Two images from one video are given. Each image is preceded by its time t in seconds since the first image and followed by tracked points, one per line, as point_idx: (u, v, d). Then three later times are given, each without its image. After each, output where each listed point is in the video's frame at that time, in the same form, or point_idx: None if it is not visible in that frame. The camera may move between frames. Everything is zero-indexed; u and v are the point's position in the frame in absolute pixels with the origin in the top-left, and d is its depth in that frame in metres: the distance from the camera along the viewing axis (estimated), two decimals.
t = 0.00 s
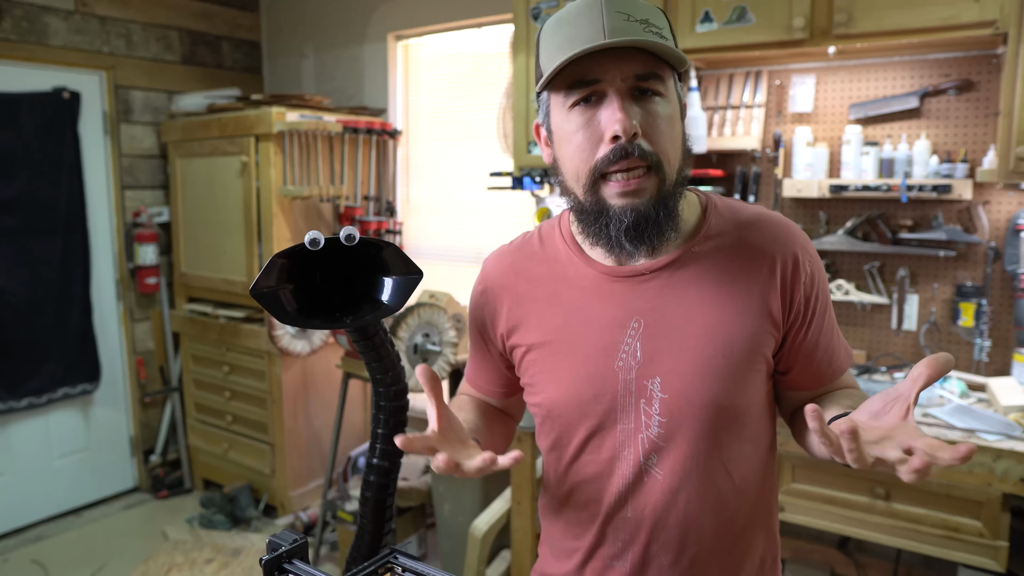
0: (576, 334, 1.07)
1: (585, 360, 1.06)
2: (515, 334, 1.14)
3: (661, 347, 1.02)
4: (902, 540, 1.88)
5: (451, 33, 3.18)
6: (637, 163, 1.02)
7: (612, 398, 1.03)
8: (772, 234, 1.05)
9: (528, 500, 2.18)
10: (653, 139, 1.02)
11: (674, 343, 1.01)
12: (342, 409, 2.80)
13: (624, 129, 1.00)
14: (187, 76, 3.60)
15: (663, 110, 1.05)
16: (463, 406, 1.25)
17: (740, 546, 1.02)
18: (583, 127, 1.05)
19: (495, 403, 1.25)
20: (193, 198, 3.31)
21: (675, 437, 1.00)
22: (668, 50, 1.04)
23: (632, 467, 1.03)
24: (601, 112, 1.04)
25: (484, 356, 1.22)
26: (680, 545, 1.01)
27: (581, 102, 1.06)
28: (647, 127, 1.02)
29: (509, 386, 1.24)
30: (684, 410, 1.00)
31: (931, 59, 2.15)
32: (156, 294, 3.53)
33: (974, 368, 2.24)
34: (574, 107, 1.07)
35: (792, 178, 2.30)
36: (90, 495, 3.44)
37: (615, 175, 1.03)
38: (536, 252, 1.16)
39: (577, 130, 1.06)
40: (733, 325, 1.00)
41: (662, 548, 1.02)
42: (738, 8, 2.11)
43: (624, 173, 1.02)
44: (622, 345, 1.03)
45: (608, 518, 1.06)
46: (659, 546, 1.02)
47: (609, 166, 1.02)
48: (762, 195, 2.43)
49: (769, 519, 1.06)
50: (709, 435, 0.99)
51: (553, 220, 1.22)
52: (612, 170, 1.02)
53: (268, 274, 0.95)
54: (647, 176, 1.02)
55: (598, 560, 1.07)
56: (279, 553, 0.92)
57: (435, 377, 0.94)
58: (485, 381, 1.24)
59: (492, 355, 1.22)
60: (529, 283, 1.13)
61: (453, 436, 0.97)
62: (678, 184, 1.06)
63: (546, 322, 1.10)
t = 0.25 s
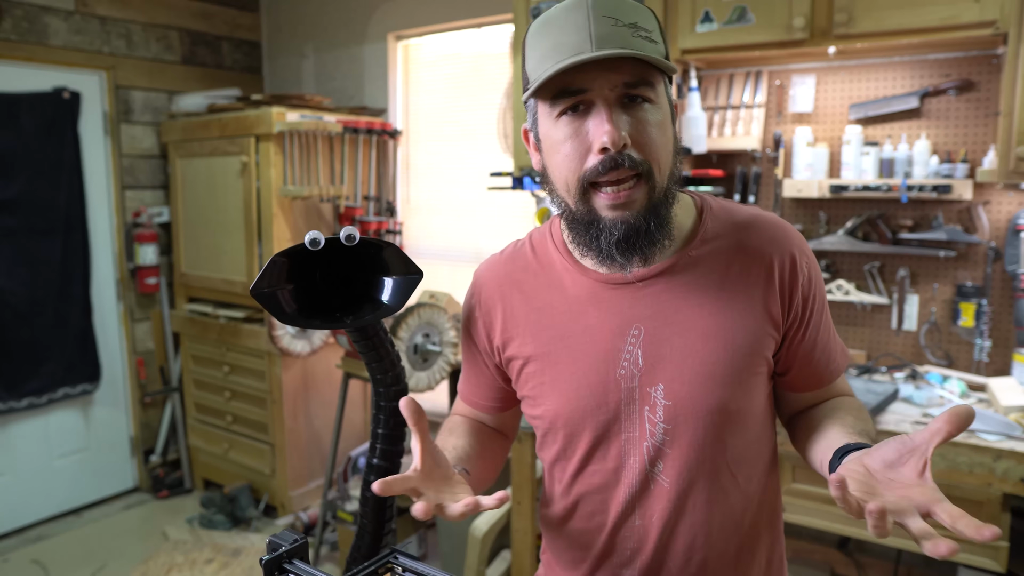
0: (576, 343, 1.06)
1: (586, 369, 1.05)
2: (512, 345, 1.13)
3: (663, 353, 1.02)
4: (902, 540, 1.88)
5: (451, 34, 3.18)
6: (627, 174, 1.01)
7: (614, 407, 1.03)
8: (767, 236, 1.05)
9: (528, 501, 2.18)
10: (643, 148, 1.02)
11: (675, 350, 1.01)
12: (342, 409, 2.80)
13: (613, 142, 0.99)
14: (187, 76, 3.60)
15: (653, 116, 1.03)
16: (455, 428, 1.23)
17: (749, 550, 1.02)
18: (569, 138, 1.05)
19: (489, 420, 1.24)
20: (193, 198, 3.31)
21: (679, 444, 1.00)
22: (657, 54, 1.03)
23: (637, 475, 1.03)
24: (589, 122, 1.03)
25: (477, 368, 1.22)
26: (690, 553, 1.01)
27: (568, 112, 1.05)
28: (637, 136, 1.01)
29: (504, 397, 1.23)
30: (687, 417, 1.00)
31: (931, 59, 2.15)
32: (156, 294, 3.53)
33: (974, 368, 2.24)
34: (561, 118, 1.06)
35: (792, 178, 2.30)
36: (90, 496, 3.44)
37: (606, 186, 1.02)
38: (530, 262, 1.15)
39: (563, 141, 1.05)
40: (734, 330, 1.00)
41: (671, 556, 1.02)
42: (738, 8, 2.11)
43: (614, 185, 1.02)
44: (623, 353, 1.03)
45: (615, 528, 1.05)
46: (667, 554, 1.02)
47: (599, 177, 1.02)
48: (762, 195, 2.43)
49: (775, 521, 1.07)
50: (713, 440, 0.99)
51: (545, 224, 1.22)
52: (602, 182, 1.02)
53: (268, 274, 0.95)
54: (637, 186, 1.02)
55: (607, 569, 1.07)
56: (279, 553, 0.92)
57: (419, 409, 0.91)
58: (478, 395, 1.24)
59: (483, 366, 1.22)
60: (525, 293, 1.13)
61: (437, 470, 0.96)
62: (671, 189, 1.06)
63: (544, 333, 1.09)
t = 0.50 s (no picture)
0: (574, 336, 1.07)
1: (585, 362, 1.05)
2: (511, 338, 1.13)
3: (662, 347, 1.02)
4: (902, 540, 1.88)
5: (451, 34, 3.18)
6: (628, 162, 1.01)
7: (612, 401, 1.03)
8: (768, 234, 1.05)
9: (529, 501, 2.18)
10: (644, 138, 1.02)
11: (674, 344, 1.01)
12: (342, 410, 2.80)
13: (612, 133, 1.00)
14: (187, 76, 3.60)
15: (655, 109, 1.04)
16: (463, 441, 1.18)
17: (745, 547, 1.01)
18: (573, 128, 1.05)
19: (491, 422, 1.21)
20: (193, 198, 3.31)
21: (675, 440, 1.00)
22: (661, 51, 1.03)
23: (633, 468, 1.03)
24: (591, 113, 1.04)
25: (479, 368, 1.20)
26: (682, 547, 1.02)
27: (570, 102, 1.06)
28: (637, 128, 1.02)
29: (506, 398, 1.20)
30: (686, 412, 1.00)
31: (931, 59, 2.16)
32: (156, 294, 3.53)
33: (975, 368, 2.24)
34: (564, 109, 1.07)
35: (792, 178, 2.30)
36: (90, 496, 3.44)
37: (606, 176, 1.03)
38: (533, 255, 1.15)
39: (567, 131, 1.06)
40: (734, 325, 1.00)
41: (665, 551, 1.02)
42: (739, 8, 2.11)
43: (616, 172, 1.02)
44: (622, 346, 1.03)
45: (609, 521, 1.05)
46: (660, 549, 1.02)
47: (601, 165, 1.02)
48: (762, 196, 2.43)
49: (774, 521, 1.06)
50: (710, 437, 0.99)
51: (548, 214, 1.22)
52: (605, 169, 1.02)
53: (269, 274, 0.95)
54: (638, 174, 1.02)
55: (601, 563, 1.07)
56: (280, 552, 0.92)
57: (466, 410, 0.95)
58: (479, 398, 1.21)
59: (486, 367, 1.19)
60: (526, 286, 1.13)
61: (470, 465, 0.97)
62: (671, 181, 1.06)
63: (543, 325, 1.09)
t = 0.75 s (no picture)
0: (576, 321, 1.08)
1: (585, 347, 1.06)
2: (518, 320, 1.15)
3: (661, 339, 1.02)
4: (903, 540, 1.88)
5: (451, 34, 3.18)
6: (622, 158, 1.01)
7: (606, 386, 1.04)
8: (783, 237, 1.02)
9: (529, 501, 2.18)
10: (642, 136, 1.01)
11: (674, 337, 1.01)
12: (342, 410, 2.79)
13: (607, 129, 1.00)
14: (188, 76, 3.59)
15: (658, 107, 1.02)
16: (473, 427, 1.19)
17: (726, 548, 1.00)
18: (577, 124, 1.06)
19: (498, 413, 1.19)
20: (194, 199, 3.31)
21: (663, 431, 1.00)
22: (669, 50, 1.01)
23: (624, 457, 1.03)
24: (592, 110, 1.04)
25: (491, 355, 1.19)
26: (661, 540, 1.00)
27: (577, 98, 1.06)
28: (636, 125, 1.01)
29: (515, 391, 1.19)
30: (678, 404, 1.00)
31: (932, 60, 2.16)
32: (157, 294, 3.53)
33: (975, 369, 2.24)
34: (572, 106, 1.07)
35: (793, 178, 2.30)
36: (90, 496, 3.44)
37: (603, 172, 1.03)
38: (552, 240, 1.18)
39: (573, 126, 1.06)
40: (736, 322, 0.98)
41: (642, 543, 1.01)
42: (740, 8, 2.11)
43: (613, 167, 1.02)
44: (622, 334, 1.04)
45: (591, 508, 1.05)
46: (637, 541, 1.01)
47: (598, 159, 1.02)
48: (762, 196, 2.43)
49: (760, 529, 1.04)
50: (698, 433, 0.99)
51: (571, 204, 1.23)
52: (602, 164, 1.02)
53: (271, 275, 0.94)
54: (634, 171, 1.01)
55: (578, 554, 1.06)
56: (282, 552, 0.92)
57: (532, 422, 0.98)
58: (490, 386, 1.19)
59: (506, 356, 1.18)
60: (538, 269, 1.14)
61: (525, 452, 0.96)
62: (677, 179, 1.04)
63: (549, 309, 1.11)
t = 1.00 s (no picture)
0: (587, 315, 1.11)
1: (590, 342, 1.09)
2: (535, 313, 1.19)
3: (662, 340, 1.03)
4: (903, 541, 1.88)
5: (452, 34, 3.18)
6: (624, 169, 1.00)
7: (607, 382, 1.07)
8: (794, 247, 1.01)
9: (529, 501, 2.18)
10: (643, 149, 1.00)
11: (676, 339, 1.02)
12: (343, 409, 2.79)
13: (607, 143, 0.99)
14: (188, 76, 3.59)
15: (660, 120, 1.00)
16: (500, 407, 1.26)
17: (714, 552, 1.00)
18: (583, 135, 1.05)
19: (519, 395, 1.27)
20: (194, 199, 3.32)
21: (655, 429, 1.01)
22: (674, 62, 0.99)
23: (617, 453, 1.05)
24: (595, 121, 1.03)
25: (517, 341, 1.24)
26: (649, 540, 1.00)
27: (585, 111, 1.06)
28: (639, 139, 1.00)
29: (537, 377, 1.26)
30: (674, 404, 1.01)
31: (932, 60, 2.16)
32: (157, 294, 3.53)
33: (975, 369, 2.25)
34: (578, 117, 1.06)
35: (793, 178, 2.30)
36: (90, 496, 3.43)
37: (606, 183, 1.02)
38: (574, 236, 1.21)
39: (579, 137, 1.06)
40: (736, 329, 0.98)
41: (630, 542, 1.01)
42: (740, 8, 2.11)
43: (614, 178, 1.01)
44: (625, 331, 1.06)
45: (584, 503, 1.06)
46: (625, 538, 1.02)
47: (599, 170, 1.02)
48: (763, 196, 2.43)
49: (755, 535, 1.03)
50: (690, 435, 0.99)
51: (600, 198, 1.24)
52: (603, 175, 1.02)
53: (272, 275, 0.95)
54: (635, 182, 1.00)
55: (570, 548, 1.07)
56: (282, 552, 0.92)
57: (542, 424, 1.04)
58: (516, 371, 1.26)
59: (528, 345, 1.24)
60: (558, 264, 1.18)
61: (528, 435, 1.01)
62: (682, 190, 1.04)
63: (562, 303, 1.14)
